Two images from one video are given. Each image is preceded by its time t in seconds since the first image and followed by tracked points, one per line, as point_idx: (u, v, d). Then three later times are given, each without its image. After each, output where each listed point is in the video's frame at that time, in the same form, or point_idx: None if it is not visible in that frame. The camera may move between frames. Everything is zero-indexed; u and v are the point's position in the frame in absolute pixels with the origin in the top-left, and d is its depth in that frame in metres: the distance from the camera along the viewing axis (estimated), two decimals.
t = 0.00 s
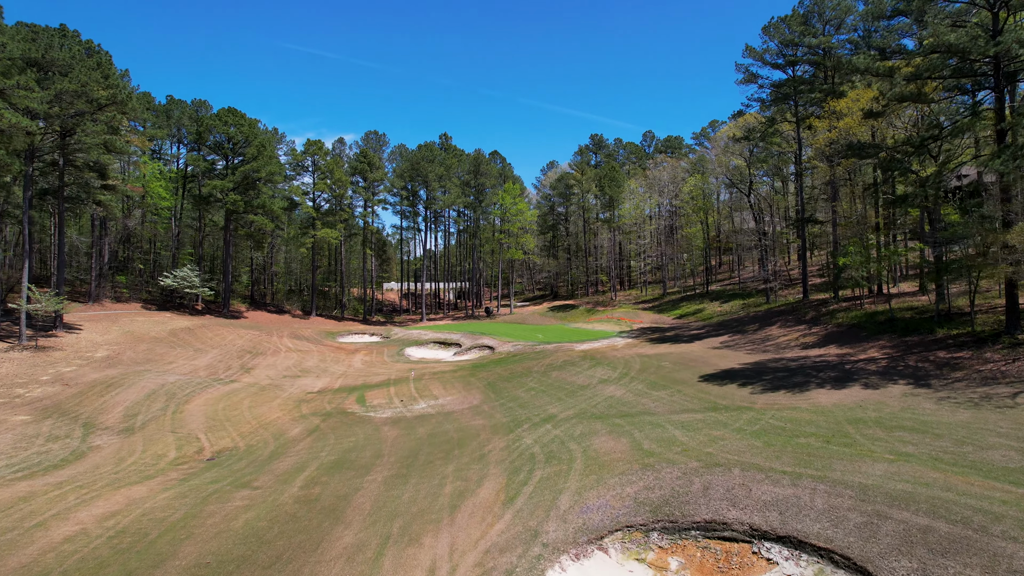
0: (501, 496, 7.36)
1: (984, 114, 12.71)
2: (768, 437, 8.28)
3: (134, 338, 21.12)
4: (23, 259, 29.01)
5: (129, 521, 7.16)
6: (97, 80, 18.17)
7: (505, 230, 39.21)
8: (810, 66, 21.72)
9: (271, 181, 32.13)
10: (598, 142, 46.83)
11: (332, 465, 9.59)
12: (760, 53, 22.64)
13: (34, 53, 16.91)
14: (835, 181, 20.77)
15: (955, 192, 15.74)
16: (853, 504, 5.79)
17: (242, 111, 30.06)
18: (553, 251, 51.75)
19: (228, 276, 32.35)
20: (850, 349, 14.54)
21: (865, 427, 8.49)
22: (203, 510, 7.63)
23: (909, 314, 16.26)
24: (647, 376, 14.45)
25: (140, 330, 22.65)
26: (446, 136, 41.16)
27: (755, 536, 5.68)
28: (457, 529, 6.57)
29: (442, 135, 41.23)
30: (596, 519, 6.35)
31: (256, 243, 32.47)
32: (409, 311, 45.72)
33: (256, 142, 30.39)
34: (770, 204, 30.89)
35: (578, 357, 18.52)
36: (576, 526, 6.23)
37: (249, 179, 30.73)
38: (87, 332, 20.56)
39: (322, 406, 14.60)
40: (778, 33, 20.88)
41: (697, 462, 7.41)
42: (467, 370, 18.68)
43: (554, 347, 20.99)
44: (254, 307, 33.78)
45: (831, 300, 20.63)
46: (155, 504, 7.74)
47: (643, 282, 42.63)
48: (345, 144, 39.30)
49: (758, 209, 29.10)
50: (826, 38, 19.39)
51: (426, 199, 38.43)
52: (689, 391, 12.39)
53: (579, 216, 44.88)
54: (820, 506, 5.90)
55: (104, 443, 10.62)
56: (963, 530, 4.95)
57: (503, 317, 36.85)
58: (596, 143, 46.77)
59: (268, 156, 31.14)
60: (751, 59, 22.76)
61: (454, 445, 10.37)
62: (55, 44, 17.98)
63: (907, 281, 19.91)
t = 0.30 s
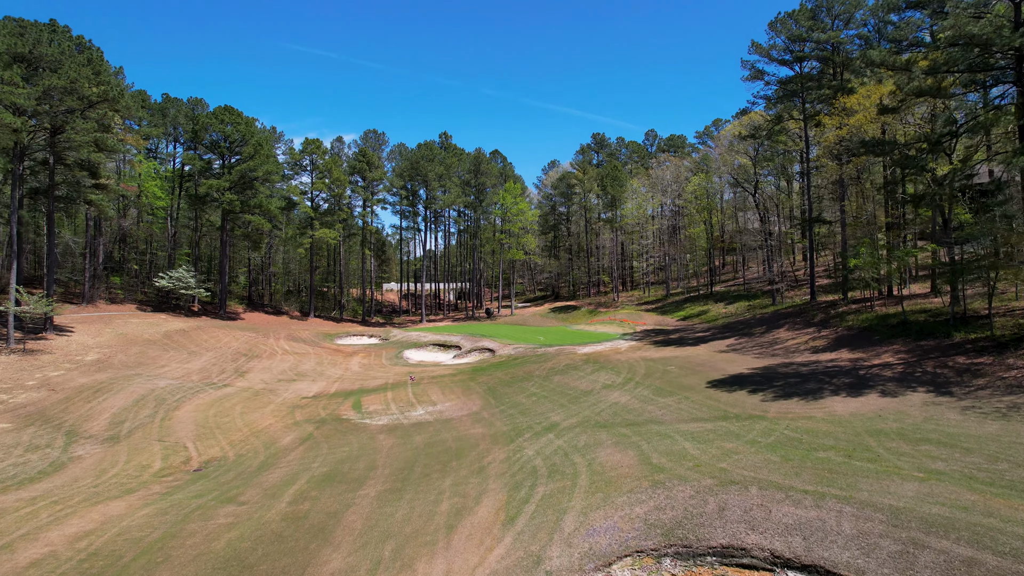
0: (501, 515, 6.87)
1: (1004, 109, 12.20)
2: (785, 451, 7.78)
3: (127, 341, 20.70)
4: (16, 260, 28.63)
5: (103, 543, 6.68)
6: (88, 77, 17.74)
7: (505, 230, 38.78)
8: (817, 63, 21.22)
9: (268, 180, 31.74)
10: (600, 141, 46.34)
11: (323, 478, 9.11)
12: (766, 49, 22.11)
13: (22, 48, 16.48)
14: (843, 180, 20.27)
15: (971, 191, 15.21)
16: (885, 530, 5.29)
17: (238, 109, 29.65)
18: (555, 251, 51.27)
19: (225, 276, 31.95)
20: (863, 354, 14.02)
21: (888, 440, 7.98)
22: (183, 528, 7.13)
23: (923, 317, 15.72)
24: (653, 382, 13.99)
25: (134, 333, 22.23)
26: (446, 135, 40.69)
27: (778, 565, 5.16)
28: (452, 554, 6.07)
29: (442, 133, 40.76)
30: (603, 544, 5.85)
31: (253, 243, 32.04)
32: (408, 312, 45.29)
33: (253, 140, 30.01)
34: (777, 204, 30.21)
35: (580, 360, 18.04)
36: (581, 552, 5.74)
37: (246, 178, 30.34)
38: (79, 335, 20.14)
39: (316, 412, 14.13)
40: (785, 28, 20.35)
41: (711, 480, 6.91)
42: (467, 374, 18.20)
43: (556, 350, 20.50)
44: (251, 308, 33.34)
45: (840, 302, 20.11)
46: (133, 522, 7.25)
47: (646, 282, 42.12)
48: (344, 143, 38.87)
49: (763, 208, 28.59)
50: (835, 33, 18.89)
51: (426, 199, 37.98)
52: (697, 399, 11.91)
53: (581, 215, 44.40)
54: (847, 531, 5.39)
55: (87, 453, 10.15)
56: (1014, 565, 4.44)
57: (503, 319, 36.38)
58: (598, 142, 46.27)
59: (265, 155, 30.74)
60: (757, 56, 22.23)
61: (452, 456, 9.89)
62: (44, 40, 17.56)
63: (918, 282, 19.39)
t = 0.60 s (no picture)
0: (502, 538, 6.37)
1: None
2: (807, 466, 7.25)
3: (121, 343, 20.31)
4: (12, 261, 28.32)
5: (74, 567, 6.22)
6: (80, 73, 17.39)
7: (508, 230, 38.34)
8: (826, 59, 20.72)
9: (267, 180, 31.37)
10: (604, 140, 45.81)
11: (315, 492, 8.62)
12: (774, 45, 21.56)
13: (10, 43, 16.11)
14: (854, 179, 19.72)
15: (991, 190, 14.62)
16: (928, 561, 4.75)
17: (236, 107, 29.29)
18: (557, 251, 50.79)
19: (223, 277, 31.58)
20: (879, 358, 13.46)
21: (918, 454, 7.44)
22: (163, 550, 6.66)
23: (940, 319, 15.12)
24: (660, 387, 13.48)
25: (128, 335, 21.84)
26: (447, 133, 40.24)
27: None
28: None
29: (443, 132, 40.32)
30: (614, 573, 5.34)
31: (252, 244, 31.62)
32: (409, 313, 44.84)
33: (251, 139, 29.63)
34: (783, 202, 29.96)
35: (584, 364, 17.52)
36: None
37: (244, 177, 29.99)
38: (71, 337, 19.76)
39: (311, 419, 13.66)
40: (794, 23, 19.79)
41: (730, 499, 6.39)
42: (467, 378, 17.74)
43: (559, 353, 20.03)
44: (250, 309, 32.96)
45: (851, 304, 19.54)
46: (109, 543, 6.78)
47: (650, 283, 41.59)
48: (344, 142, 38.44)
49: (771, 208, 28.06)
50: (845, 27, 18.37)
51: (427, 199, 37.53)
52: (708, 407, 11.38)
53: (584, 215, 43.91)
54: (884, 561, 4.85)
55: (69, 464, 9.71)
56: None
57: (505, 320, 35.89)
58: (601, 141, 45.77)
59: (263, 154, 30.35)
60: (765, 52, 21.70)
61: (452, 467, 9.41)
62: (35, 35, 17.19)
63: (932, 284, 18.82)
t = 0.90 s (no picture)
0: (505, 564, 5.87)
1: None
2: (833, 483, 6.71)
3: (115, 346, 19.94)
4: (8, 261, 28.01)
5: None
6: (71, 69, 17.06)
7: (511, 230, 37.86)
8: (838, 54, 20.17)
9: (266, 179, 30.98)
10: (607, 138, 45.25)
11: (306, 508, 8.13)
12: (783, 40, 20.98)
13: None
14: (866, 177, 19.16)
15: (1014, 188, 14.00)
16: None
17: (235, 105, 28.93)
18: (560, 251, 50.26)
19: (222, 278, 31.19)
20: (897, 364, 12.81)
21: (953, 470, 6.89)
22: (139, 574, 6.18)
23: (959, 323, 14.40)
24: (670, 394, 12.96)
25: (123, 337, 21.45)
26: (448, 132, 39.77)
27: None
28: None
29: (444, 131, 39.85)
30: None
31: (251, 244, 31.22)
32: (411, 314, 44.37)
33: (250, 137, 29.32)
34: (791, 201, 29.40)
35: (589, 368, 17.00)
36: None
37: (243, 176, 29.60)
38: (64, 340, 19.40)
39: (306, 426, 13.19)
40: (804, 18, 19.19)
41: (752, 522, 5.86)
42: (469, 382, 17.24)
43: (563, 356, 19.52)
44: (249, 311, 32.56)
45: (864, 305, 18.87)
46: (82, 567, 6.31)
47: (655, 284, 41.01)
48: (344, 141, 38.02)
49: (779, 207, 27.47)
50: (858, 20, 17.79)
51: (429, 198, 37.03)
52: (721, 415, 10.84)
53: (587, 215, 43.38)
54: None
55: (51, 476, 9.28)
56: None
57: (508, 321, 35.36)
58: (605, 139, 45.22)
59: (263, 153, 30.02)
60: (774, 47, 21.12)
61: (451, 480, 8.91)
62: (25, 31, 16.83)
63: (948, 285, 18.19)
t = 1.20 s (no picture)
0: None
1: None
2: (860, 502, 6.18)
3: (107, 349, 19.50)
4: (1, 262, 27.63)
5: None
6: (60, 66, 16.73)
7: (512, 230, 37.40)
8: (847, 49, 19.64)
9: (263, 178, 30.56)
10: (609, 137, 44.72)
11: (293, 526, 7.62)
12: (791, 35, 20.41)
13: None
14: (877, 175, 18.65)
15: None
16: None
17: (231, 103, 28.54)
18: (562, 251, 49.72)
19: (218, 279, 30.72)
20: (914, 368, 12.17)
21: (990, 487, 6.34)
22: None
23: (977, 326, 13.70)
24: (677, 400, 12.45)
25: (116, 340, 21.02)
26: (448, 130, 39.30)
27: None
28: None
29: (444, 129, 39.37)
30: None
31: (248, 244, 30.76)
32: (411, 315, 43.86)
33: (248, 135, 28.98)
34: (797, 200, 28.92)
35: (592, 372, 16.48)
36: None
37: (239, 175, 29.16)
38: (55, 343, 18.97)
39: (299, 433, 12.68)
40: (813, 12, 18.57)
41: (775, 549, 5.34)
42: (468, 386, 16.73)
43: (565, 359, 18.99)
44: (246, 312, 32.10)
45: (875, 308, 18.18)
46: None
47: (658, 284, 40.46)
48: (343, 140, 37.58)
49: (786, 207, 26.94)
50: (870, 13, 17.22)
51: (429, 198, 36.53)
52: (732, 424, 10.32)
53: (590, 214, 42.88)
54: None
55: (26, 489, 8.81)
56: None
57: (508, 322, 34.82)
58: (607, 138, 44.67)
59: (261, 151, 29.77)
60: (782, 42, 20.56)
61: (449, 495, 8.42)
62: (11, 25, 16.44)
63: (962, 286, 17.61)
